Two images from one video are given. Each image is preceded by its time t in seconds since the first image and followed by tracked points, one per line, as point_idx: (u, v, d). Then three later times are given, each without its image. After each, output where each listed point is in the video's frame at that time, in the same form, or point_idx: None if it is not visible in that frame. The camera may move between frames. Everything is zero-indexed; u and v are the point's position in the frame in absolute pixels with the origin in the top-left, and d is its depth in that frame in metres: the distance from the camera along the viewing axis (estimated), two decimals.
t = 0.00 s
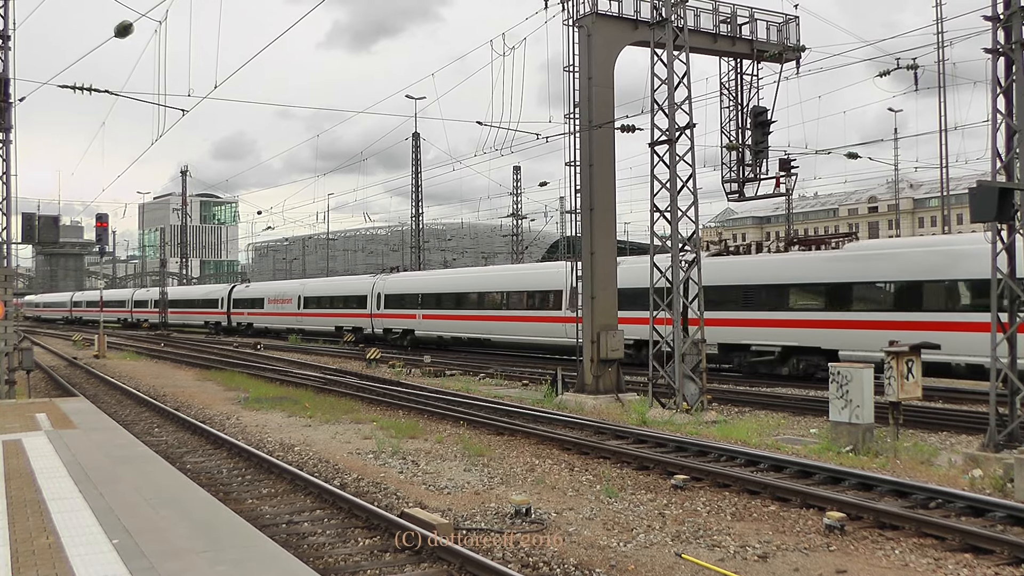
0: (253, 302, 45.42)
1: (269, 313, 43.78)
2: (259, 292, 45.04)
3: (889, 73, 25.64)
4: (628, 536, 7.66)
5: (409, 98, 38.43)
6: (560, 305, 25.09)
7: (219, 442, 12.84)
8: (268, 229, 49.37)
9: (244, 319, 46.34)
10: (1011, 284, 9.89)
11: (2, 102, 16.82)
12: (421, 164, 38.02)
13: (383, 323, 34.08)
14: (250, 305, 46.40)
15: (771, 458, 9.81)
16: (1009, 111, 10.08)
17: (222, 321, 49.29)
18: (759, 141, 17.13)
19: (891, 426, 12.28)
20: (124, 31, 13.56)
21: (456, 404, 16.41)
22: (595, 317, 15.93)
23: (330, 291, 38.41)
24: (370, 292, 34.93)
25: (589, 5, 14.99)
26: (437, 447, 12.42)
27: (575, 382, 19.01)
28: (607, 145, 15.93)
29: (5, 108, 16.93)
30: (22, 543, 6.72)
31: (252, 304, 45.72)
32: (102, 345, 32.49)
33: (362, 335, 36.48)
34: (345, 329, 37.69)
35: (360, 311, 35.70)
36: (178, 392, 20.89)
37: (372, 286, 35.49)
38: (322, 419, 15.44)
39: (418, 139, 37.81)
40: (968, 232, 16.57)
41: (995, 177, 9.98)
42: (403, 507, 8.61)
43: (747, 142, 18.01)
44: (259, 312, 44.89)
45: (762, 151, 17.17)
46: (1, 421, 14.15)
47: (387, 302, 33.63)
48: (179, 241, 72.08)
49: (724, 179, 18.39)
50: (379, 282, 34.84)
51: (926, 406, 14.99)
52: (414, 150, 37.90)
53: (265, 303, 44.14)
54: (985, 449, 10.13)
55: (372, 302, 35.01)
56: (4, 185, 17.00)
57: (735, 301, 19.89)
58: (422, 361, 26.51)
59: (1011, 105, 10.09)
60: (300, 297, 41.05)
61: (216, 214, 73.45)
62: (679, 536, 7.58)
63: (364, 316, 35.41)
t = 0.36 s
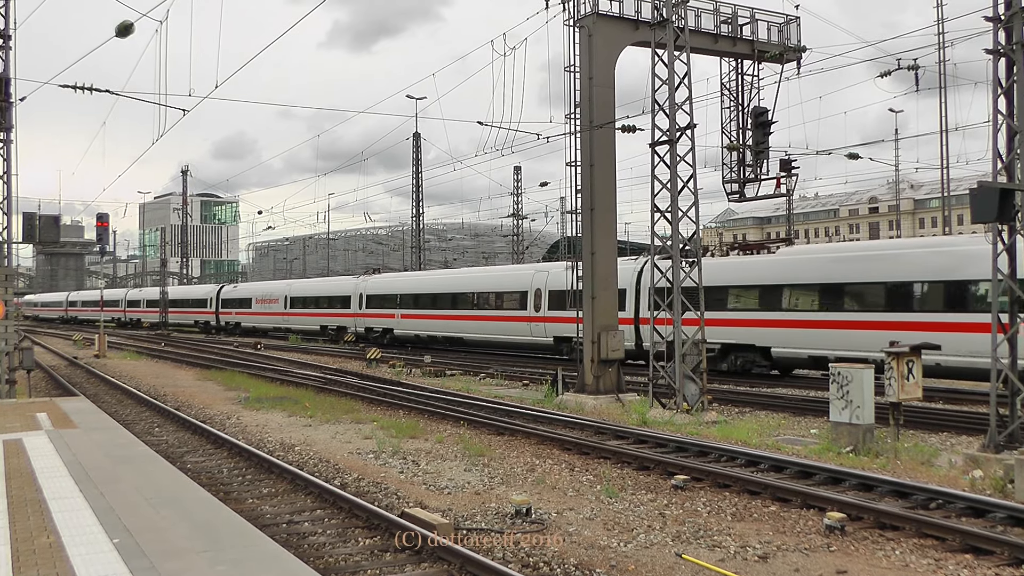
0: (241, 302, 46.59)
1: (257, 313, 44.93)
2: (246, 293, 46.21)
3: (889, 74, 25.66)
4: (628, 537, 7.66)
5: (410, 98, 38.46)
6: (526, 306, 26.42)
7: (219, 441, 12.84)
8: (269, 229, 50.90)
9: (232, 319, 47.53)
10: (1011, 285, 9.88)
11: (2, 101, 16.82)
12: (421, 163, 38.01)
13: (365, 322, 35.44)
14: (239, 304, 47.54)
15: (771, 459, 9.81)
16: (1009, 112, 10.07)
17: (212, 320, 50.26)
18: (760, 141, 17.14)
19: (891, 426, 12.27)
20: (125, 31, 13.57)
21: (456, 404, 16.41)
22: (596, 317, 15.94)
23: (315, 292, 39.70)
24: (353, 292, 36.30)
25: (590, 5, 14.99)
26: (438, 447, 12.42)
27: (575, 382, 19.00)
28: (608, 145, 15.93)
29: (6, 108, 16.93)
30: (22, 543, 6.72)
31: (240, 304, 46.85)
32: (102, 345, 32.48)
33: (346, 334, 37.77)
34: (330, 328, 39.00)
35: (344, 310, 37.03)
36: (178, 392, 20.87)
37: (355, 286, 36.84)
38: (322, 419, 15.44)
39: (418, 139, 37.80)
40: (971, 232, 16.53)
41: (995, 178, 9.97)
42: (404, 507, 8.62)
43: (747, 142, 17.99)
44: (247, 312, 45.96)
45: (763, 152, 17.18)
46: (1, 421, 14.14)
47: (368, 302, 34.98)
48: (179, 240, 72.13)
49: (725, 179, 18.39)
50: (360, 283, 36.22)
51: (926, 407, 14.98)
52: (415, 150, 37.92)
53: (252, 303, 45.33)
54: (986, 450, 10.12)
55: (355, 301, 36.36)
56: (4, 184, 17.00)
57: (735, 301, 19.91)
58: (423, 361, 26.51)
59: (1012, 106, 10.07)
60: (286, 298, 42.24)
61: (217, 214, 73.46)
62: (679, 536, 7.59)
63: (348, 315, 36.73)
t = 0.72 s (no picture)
0: (231, 302, 47.64)
1: (247, 313, 45.93)
2: (235, 294, 47.41)
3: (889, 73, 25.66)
4: (629, 536, 7.67)
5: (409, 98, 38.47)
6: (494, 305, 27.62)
7: (220, 442, 12.87)
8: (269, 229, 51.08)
9: (221, 319, 48.76)
10: (1012, 284, 9.88)
11: (2, 103, 16.83)
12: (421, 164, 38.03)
13: (349, 322, 36.66)
14: (228, 305, 48.49)
15: (773, 458, 9.81)
16: (1010, 111, 10.06)
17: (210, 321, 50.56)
18: (760, 140, 17.14)
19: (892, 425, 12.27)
20: (124, 32, 13.57)
21: (458, 404, 16.44)
22: (596, 317, 15.94)
23: (301, 292, 40.83)
24: (337, 293, 37.50)
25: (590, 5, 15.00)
26: (439, 447, 12.43)
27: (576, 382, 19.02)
28: (609, 145, 15.94)
29: (6, 109, 16.95)
30: (24, 543, 6.73)
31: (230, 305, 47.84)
32: (103, 346, 32.50)
33: (332, 332, 38.98)
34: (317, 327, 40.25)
35: (329, 311, 38.24)
36: (180, 393, 20.89)
37: (339, 287, 37.98)
38: (324, 419, 15.46)
39: (418, 139, 37.79)
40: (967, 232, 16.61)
41: (996, 176, 9.97)
42: (405, 507, 8.63)
43: (747, 141, 17.99)
44: (236, 312, 46.95)
45: (763, 151, 17.18)
46: (3, 422, 14.15)
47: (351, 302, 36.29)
48: (180, 241, 72.23)
49: (725, 179, 18.40)
50: (344, 284, 37.39)
51: (927, 406, 14.98)
52: (415, 150, 37.92)
53: (240, 304, 46.58)
54: (987, 448, 10.12)
55: (339, 302, 37.64)
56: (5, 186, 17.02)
57: (736, 300, 19.92)
58: (424, 361, 26.57)
59: (1013, 104, 10.05)
60: (273, 298, 43.35)
61: (217, 214, 73.47)
62: (680, 536, 7.59)
63: (333, 315, 37.93)
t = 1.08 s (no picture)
0: (220, 302, 48.95)
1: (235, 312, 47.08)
2: (225, 294, 48.87)
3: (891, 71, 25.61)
4: (630, 535, 7.67)
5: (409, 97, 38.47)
6: (467, 304, 28.93)
7: (222, 442, 12.88)
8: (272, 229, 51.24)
9: (212, 318, 50.13)
10: (1013, 282, 9.86)
11: (4, 103, 16.85)
12: (422, 163, 38.03)
13: (334, 321, 38.08)
14: (218, 305, 49.65)
15: (774, 457, 9.80)
16: (1010, 109, 10.04)
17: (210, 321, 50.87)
18: (761, 139, 17.12)
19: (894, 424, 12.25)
20: (125, 32, 13.57)
21: (459, 404, 16.45)
22: (597, 317, 15.94)
23: (290, 292, 42.20)
24: (323, 293, 38.86)
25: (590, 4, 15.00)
26: (440, 447, 12.43)
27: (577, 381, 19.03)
28: (609, 145, 15.93)
29: (7, 109, 16.97)
30: (25, 544, 6.74)
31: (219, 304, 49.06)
32: (105, 346, 32.50)
33: (319, 331, 40.50)
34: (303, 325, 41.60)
35: (315, 310, 39.62)
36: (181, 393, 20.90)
37: (325, 287, 39.43)
38: (325, 419, 15.47)
39: (418, 139, 37.79)
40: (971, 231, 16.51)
41: (997, 175, 9.95)
42: (406, 506, 8.63)
43: (748, 140, 17.99)
44: (227, 311, 48.33)
45: (764, 150, 17.17)
46: (5, 422, 14.16)
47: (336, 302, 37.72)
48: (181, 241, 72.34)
49: (726, 178, 18.40)
50: (330, 284, 38.71)
51: (928, 405, 14.96)
52: (416, 150, 37.93)
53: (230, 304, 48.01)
54: (989, 447, 10.10)
55: (326, 302, 39.04)
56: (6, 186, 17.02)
57: (737, 299, 19.90)
58: (425, 360, 26.60)
59: (1013, 103, 10.02)
60: (262, 298, 44.63)
61: (218, 214, 73.54)
62: (682, 535, 7.59)
63: (319, 314, 39.33)
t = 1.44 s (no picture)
0: (209, 302, 50.29)
1: (225, 312, 48.30)
2: (214, 293, 50.16)
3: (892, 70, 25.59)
4: (631, 535, 7.68)
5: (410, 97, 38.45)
6: (441, 304, 30.25)
7: (223, 441, 12.89)
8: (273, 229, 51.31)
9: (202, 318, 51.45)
10: (1014, 282, 9.85)
11: (5, 102, 16.85)
12: (423, 163, 38.04)
13: (319, 320, 39.48)
14: (208, 304, 50.91)
15: (775, 457, 9.80)
16: (1011, 109, 10.02)
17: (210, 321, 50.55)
18: (762, 139, 17.11)
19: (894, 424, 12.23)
20: (125, 32, 13.58)
21: (460, 403, 16.46)
22: (597, 317, 15.94)
23: (276, 292, 43.54)
24: (308, 293, 40.18)
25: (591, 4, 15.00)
26: (441, 446, 12.43)
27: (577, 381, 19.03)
28: (610, 145, 15.93)
29: (8, 108, 16.97)
30: (26, 544, 6.74)
31: (208, 303, 50.35)
32: (106, 345, 32.53)
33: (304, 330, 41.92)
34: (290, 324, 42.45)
35: (301, 309, 41.01)
36: (182, 392, 20.91)
37: (311, 288, 40.84)
38: (326, 419, 15.48)
39: (419, 138, 37.80)
40: (972, 231, 16.49)
41: (998, 175, 9.93)
42: (407, 506, 8.63)
43: (748, 140, 18.00)
44: (216, 311, 49.63)
45: (765, 150, 17.16)
46: (6, 421, 14.18)
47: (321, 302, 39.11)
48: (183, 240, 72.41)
49: (727, 178, 18.41)
50: (315, 284, 40.06)
51: (929, 405, 14.95)
52: (417, 149, 37.94)
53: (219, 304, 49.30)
54: (990, 447, 10.08)
55: (311, 302, 40.43)
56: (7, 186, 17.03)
57: (741, 299, 19.84)
58: (426, 360, 26.63)
59: (1014, 103, 10.01)
60: (250, 298, 45.93)
61: (218, 214, 73.61)
62: (682, 535, 7.59)
63: (304, 314, 40.72)
